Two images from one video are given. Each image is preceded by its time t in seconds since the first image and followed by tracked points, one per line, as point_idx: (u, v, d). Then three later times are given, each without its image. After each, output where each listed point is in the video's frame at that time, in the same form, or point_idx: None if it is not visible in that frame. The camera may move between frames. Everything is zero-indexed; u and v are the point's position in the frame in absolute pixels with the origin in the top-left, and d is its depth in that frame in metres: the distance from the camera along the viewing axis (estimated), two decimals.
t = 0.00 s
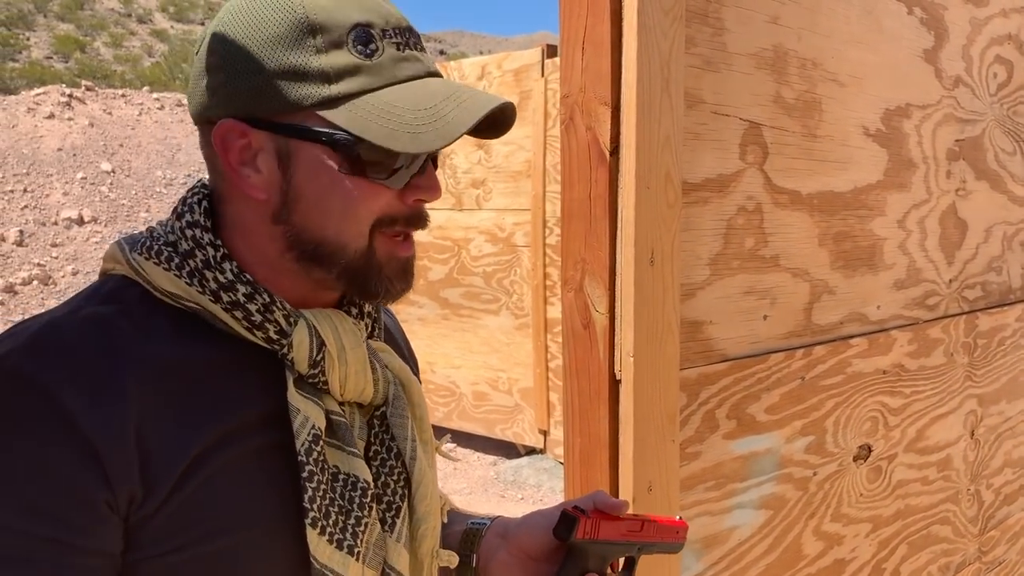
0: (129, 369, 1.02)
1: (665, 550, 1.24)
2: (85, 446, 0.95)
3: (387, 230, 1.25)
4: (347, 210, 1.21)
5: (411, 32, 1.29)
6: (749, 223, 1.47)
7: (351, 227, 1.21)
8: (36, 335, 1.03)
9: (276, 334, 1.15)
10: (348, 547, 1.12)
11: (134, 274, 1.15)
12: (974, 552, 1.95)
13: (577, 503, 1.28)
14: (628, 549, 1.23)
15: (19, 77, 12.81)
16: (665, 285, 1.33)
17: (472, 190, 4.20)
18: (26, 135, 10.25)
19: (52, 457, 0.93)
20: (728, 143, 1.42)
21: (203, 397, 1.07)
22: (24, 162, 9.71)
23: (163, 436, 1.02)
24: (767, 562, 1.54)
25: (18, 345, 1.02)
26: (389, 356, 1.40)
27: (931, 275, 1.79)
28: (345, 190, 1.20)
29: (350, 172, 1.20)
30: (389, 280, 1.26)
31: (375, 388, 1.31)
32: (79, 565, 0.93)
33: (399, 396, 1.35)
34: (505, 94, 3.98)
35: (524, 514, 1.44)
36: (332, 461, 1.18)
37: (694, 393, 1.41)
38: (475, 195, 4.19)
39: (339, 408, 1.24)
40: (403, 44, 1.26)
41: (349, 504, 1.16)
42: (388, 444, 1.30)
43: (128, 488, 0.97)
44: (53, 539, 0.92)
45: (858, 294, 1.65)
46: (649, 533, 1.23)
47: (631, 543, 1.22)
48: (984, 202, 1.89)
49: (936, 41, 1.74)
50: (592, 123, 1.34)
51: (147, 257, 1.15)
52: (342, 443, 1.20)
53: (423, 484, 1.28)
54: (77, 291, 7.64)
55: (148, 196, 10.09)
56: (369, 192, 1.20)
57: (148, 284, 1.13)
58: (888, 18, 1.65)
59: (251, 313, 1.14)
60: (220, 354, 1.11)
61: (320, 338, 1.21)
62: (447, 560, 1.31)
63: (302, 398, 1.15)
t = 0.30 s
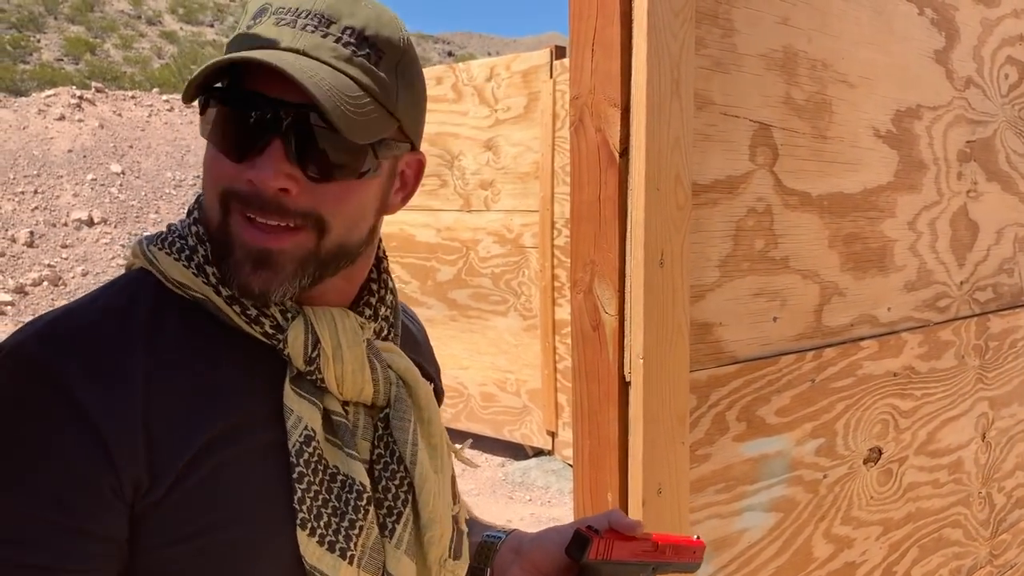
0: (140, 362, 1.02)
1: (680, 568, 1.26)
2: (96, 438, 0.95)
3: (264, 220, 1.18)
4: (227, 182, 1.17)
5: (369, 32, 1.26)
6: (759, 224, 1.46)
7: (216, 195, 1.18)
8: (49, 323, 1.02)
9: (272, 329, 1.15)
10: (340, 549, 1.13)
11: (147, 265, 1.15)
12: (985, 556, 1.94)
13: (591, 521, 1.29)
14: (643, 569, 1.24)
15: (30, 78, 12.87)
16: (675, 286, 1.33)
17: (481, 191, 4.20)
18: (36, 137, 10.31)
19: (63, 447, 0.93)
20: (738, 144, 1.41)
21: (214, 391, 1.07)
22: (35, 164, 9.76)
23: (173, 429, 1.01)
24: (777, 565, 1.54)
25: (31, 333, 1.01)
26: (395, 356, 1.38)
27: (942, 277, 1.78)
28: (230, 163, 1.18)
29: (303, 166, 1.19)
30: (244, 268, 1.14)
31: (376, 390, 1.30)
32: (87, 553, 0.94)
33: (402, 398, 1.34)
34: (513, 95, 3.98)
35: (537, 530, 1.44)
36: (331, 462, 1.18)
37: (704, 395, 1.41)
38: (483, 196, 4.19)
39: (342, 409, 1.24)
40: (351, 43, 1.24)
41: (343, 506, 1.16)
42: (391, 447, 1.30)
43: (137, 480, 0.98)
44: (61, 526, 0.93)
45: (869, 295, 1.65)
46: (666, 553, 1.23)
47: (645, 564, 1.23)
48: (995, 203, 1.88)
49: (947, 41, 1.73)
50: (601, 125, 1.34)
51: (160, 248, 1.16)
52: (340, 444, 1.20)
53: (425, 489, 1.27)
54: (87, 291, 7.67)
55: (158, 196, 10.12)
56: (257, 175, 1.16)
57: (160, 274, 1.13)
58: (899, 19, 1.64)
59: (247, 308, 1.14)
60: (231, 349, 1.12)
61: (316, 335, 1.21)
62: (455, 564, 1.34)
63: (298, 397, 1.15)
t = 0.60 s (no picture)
0: (142, 368, 1.02)
1: (688, 560, 1.25)
2: (96, 446, 0.96)
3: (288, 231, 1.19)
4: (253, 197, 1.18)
5: (376, 34, 1.27)
6: (763, 224, 1.46)
7: (241, 208, 1.18)
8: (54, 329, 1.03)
9: (280, 334, 1.16)
10: (347, 549, 1.13)
11: (150, 272, 1.15)
12: (992, 556, 1.94)
13: (595, 521, 1.28)
14: (650, 565, 1.23)
15: (36, 82, 12.94)
16: (678, 288, 1.33)
17: (485, 192, 4.20)
18: (42, 140, 10.35)
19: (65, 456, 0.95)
20: (742, 144, 1.41)
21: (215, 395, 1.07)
22: (41, 167, 9.80)
23: (174, 434, 1.02)
24: (781, 566, 1.53)
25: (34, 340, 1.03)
26: (399, 359, 1.40)
27: (947, 276, 1.78)
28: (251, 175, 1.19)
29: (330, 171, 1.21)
30: (277, 277, 1.17)
31: (382, 392, 1.31)
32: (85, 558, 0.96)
33: (407, 400, 1.35)
34: (517, 96, 3.98)
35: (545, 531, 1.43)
36: (338, 463, 1.18)
37: (708, 396, 1.41)
38: (487, 197, 4.19)
39: (348, 411, 1.25)
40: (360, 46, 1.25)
41: (351, 507, 1.16)
42: (395, 449, 1.31)
43: (136, 484, 0.99)
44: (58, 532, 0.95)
45: (874, 295, 1.64)
46: (672, 545, 1.22)
47: (653, 558, 1.22)
48: (1000, 203, 1.87)
49: (951, 40, 1.73)
50: (604, 125, 1.34)
51: (162, 255, 1.16)
52: (347, 445, 1.20)
53: (430, 489, 1.28)
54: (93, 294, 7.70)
55: (162, 198, 10.15)
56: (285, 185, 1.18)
57: (163, 281, 1.13)
58: (902, 18, 1.64)
59: (256, 313, 1.15)
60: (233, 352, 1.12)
61: (324, 340, 1.22)
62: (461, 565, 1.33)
63: (307, 400, 1.16)
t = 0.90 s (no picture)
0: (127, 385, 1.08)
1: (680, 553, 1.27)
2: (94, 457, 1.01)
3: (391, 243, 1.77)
4: (347, 220, 1.70)
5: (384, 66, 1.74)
6: (761, 222, 1.46)
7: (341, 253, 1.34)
8: (35, 409, 1.34)
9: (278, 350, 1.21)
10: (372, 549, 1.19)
11: (134, 295, 1.57)
12: (992, 554, 1.94)
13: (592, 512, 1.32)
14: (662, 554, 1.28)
15: (36, 83, 12.98)
16: (676, 286, 1.33)
17: (484, 192, 4.20)
18: (42, 141, 10.36)
19: (114, 525, 1.30)
20: (739, 142, 1.41)
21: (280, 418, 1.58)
22: (41, 168, 9.81)
23: (203, 462, 1.43)
24: (780, 564, 1.53)
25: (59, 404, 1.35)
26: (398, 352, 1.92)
27: (945, 274, 1.77)
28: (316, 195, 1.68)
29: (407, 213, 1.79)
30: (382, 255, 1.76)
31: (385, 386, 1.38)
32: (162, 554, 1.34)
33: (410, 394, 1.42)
34: (516, 95, 3.98)
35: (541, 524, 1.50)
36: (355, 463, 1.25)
37: (706, 394, 1.40)
38: (487, 197, 4.19)
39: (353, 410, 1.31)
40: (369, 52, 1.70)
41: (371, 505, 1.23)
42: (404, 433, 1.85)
43: (173, 493, 1.38)
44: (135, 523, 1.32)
45: (872, 293, 1.64)
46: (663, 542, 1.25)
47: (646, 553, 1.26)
48: (999, 200, 1.87)
49: (949, 37, 1.73)
50: (601, 123, 1.34)
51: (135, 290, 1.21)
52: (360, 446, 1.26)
53: (438, 470, 1.83)
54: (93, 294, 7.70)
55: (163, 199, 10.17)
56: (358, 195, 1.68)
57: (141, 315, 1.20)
58: (900, 15, 1.63)
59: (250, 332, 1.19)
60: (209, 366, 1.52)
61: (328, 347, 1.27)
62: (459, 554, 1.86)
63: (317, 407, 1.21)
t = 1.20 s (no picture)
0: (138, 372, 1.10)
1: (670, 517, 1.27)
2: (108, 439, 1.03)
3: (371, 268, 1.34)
4: (325, 251, 1.28)
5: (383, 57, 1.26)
6: (758, 221, 1.46)
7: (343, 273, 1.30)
8: (81, 368, 1.13)
9: (303, 353, 1.25)
10: (394, 537, 1.33)
11: (140, 308, 1.19)
12: (989, 552, 1.94)
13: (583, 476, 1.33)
14: (633, 520, 1.30)
15: (34, 83, 12.99)
16: (672, 286, 1.32)
17: (483, 191, 4.20)
18: (40, 141, 10.35)
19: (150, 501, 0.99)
20: (735, 141, 1.41)
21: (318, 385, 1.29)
22: (39, 168, 9.80)
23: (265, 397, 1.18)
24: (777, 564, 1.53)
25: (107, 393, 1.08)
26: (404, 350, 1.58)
27: (943, 273, 1.77)
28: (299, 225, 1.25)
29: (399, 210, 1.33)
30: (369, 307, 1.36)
31: (395, 381, 1.47)
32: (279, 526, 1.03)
33: (416, 390, 1.54)
34: (514, 94, 3.98)
35: (528, 491, 1.57)
36: (372, 460, 1.36)
37: (703, 394, 1.41)
38: (485, 196, 4.19)
39: (364, 407, 1.40)
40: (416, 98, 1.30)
41: (388, 497, 1.35)
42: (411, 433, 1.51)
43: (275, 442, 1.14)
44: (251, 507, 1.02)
45: (869, 292, 1.64)
46: (655, 501, 1.24)
47: (638, 512, 1.25)
48: (996, 199, 1.87)
49: (946, 36, 1.73)
50: (598, 123, 1.34)
51: (150, 290, 1.19)
52: (377, 443, 1.38)
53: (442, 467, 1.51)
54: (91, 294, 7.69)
55: (162, 198, 10.17)
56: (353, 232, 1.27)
57: (161, 318, 1.17)
58: (897, 14, 1.63)
59: (275, 339, 1.23)
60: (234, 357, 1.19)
61: (344, 350, 1.33)
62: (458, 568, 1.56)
63: (338, 408, 1.30)
